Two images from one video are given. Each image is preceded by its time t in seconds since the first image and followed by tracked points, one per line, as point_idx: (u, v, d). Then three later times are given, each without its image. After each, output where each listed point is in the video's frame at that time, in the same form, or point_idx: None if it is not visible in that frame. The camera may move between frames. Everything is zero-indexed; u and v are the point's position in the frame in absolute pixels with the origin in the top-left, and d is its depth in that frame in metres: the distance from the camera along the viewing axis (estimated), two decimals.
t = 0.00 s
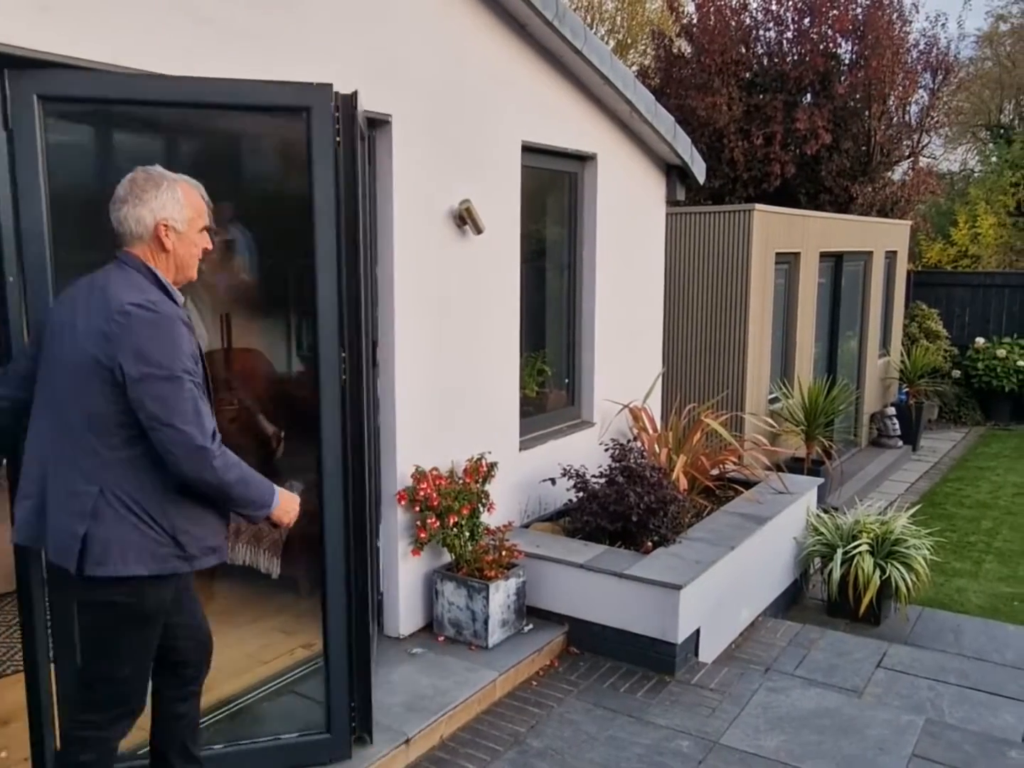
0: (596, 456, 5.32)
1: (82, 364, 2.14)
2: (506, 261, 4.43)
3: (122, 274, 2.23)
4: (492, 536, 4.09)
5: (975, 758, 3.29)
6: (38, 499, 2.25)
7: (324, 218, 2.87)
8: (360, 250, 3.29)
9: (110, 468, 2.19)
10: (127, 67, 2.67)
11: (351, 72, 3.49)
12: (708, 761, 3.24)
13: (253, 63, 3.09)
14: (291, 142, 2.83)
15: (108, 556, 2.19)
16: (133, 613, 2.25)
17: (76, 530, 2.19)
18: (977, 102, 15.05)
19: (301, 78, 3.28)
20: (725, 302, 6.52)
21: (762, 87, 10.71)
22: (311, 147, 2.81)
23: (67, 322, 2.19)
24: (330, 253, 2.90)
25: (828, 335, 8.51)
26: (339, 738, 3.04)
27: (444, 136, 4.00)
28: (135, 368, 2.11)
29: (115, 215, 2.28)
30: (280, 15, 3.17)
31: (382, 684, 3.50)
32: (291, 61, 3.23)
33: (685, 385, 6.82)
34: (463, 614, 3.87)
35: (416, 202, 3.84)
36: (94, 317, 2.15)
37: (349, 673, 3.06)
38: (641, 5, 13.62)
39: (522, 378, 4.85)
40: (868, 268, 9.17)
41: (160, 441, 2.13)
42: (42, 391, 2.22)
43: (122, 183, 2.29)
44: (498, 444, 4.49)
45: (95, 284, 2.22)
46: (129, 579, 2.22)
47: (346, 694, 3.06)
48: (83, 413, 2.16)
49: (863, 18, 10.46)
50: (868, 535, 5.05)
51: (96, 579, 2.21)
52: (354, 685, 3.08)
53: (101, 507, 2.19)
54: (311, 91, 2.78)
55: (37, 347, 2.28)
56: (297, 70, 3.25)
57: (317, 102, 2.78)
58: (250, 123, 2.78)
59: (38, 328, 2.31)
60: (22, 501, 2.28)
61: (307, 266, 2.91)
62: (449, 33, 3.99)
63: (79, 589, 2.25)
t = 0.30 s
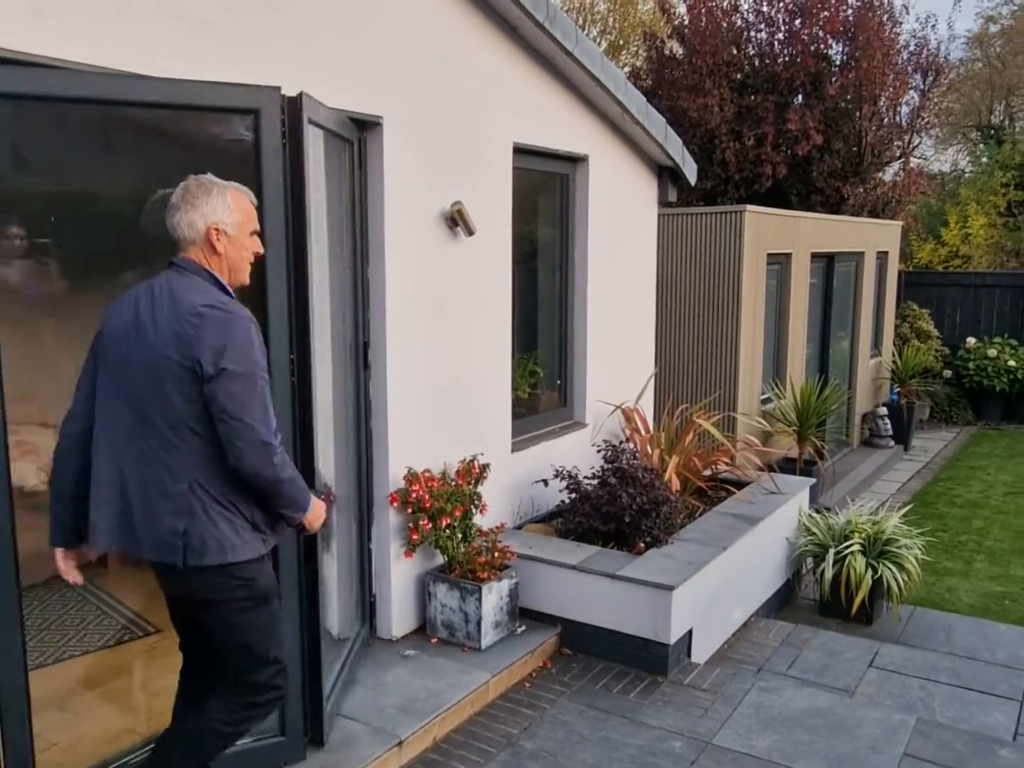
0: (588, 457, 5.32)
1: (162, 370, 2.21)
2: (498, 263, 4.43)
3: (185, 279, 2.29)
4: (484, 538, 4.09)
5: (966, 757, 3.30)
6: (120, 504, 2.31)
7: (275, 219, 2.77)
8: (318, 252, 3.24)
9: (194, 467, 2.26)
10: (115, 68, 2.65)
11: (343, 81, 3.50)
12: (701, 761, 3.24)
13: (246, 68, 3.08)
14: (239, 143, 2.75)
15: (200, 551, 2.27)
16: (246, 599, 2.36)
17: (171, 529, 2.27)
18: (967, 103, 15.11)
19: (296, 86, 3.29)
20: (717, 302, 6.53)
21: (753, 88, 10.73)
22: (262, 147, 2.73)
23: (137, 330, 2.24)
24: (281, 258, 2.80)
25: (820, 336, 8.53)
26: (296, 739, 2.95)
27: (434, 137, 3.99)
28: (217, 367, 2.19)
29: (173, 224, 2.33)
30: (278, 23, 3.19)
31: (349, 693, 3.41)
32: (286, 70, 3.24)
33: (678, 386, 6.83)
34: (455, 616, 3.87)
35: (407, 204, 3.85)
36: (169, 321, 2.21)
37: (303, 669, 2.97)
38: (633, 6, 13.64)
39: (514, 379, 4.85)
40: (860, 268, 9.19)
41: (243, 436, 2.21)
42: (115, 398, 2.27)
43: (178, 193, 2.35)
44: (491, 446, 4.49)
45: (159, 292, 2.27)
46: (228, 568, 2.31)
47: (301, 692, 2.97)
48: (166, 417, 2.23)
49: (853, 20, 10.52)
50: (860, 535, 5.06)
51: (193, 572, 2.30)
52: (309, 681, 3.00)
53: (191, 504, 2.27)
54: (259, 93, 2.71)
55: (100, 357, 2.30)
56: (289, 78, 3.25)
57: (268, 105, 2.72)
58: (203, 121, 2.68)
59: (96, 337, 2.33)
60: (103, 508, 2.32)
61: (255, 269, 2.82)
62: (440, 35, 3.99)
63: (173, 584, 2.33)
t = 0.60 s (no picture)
0: (571, 458, 5.32)
1: (245, 380, 2.26)
2: (479, 264, 4.42)
3: (253, 290, 2.34)
4: (467, 539, 4.09)
5: (945, 753, 3.33)
6: (204, 516, 2.35)
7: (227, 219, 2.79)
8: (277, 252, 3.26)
9: (279, 472, 2.33)
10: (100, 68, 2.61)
11: (327, 84, 3.50)
12: (684, 760, 3.25)
13: (233, 73, 3.08)
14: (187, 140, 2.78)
15: (290, 554, 2.34)
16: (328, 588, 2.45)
17: (261, 535, 2.32)
18: (947, 104, 15.23)
19: (282, 95, 3.30)
20: (700, 302, 6.55)
21: (735, 89, 10.77)
22: (211, 146, 2.76)
23: (212, 343, 2.28)
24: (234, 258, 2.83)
25: (802, 335, 8.57)
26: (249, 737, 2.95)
27: (416, 137, 3.98)
28: (302, 371, 2.26)
29: (240, 236, 2.35)
30: (274, 46, 3.24)
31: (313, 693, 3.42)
32: (277, 87, 3.27)
33: (660, 385, 6.85)
34: (439, 617, 3.86)
35: (389, 204, 3.83)
36: (248, 331, 2.27)
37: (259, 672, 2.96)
38: (616, 7, 13.66)
39: (497, 379, 4.84)
40: (841, 268, 9.25)
41: (328, 436, 2.30)
42: (194, 412, 2.31)
43: (239, 205, 2.37)
44: (473, 447, 4.49)
45: (230, 305, 2.30)
46: (312, 569, 2.39)
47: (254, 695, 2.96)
48: (251, 425, 2.28)
49: (834, 21, 10.59)
50: (841, 533, 5.09)
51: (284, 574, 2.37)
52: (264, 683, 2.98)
53: (279, 508, 2.33)
54: (206, 93, 2.74)
55: (171, 373, 2.32)
56: (273, 82, 3.25)
57: (214, 105, 2.76)
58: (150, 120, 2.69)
59: (160, 355, 2.34)
60: (186, 523, 2.36)
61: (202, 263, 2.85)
62: (422, 35, 3.98)
63: (261, 590, 2.39)
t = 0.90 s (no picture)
0: (547, 458, 5.33)
1: (331, 413, 2.31)
2: (454, 265, 4.41)
3: (324, 321, 2.38)
4: (443, 540, 4.09)
5: (918, 747, 3.36)
6: (286, 554, 2.35)
7: (180, 225, 2.79)
8: (247, 256, 3.24)
9: (360, 501, 2.40)
10: (68, 70, 2.56)
11: (301, 88, 3.48)
12: (660, 758, 3.26)
13: (209, 77, 3.06)
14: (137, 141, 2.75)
15: (374, 581, 2.40)
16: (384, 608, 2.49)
17: (349, 565, 2.37)
18: (919, 105, 15.39)
19: (257, 102, 3.28)
20: (675, 302, 6.58)
21: (709, 90, 10.83)
22: (163, 148, 2.73)
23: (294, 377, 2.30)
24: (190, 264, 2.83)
25: (777, 335, 8.63)
26: (205, 744, 2.91)
27: (390, 138, 3.97)
28: (385, 400, 2.35)
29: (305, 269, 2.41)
30: (251, 48, 3.23)
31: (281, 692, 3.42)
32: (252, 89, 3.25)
33: (636, 385, 6.88)
34: (415, 618, 3.85)
35: (363, 205, 3.82)
36: (332, 364, 2.31)
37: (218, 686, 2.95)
38: (591, 8, 13.70)
39: (473, 379, 4.84)
40: (815, 268, 9.32)
41: (405, 460, 2.40)
42: (276, 449, 2.32)
43: (298, 241, 2.44)
44: (449, 447, 4.48)
45: (305, 339, 2.33)
46: (386, 595, 2.46)
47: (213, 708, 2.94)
48: (337, 456, 2.33)
49: (807, 23, 10.68)
50: (816, 531, 5.14)
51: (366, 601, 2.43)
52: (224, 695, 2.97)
53: (362, 537, 2.39)
54: (156, 95, 2.72)
55: (249, 410, 2.31)
56: (247, 90, 3.23)
57: (164, 104, 2.73)
58: (99, 123, 2.65)
59: (234, 391, 2.33)
60: (269, 562, 2.34)
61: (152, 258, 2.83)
62: (396, 36, 3.98)
63: (342, 620, 2.42)
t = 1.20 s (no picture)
0: (523, 458, 5.33)
1: (331, 404, 2.32)
2: (428, 265, 4.40)
3: (330, 317, 2.39)
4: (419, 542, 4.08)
5: (891, 742, 3.39)
6: (284, 542, 2.37)
7: (137, 236, 2.79)
8: (212, 259, 3.22)
9: (360, 494, 2.40)
10: (37, 68, 2.52)
11: (274, 88, 3.46)
12: (636, 757, 3.27)
13: (180, 78, 3.03)
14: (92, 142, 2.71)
15: (371, 572, 2.42)
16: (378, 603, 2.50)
17: (346, 555, 2.38)
18: (891, 106, 15.53)
19: (228, 104, 3.25)
20: (650, 302, 6.61)
21: (684, 91, 10.89)
22: (120, 147, 2.72)
23: (298, 368, 2.32)
24: (147, 281, 2.84)
25: (752, 334, 8.68)
26: (170, 739, 2.97)
27: (363, 138, 3.96)
28: (387, 396, 2.35)
29: (308, 263, 2.44)
30: (222, 48, 3.21)
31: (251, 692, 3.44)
32: (223, 90, 3.21)
33: (612, 384, 6.90)
34: (391, 620, 3.84)
35: (335, 205, 3.81)
36: (335, 358, 2.32)
37: (181, 678, 3.00)
38: (566, 9, 13.72)
39: (448, 380, 4.83)
40: (789, 268, 9.39)
41: (406, 456, 2.41)
42: (278, 438, 2.34)
43: (309, 237, 2.47)
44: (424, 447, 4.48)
45: (308, 330, 2.35)
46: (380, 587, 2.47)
47: (176, 702, 3.00)
48: (337, 448, 2.34)
49: (780, 24, 10.75)
50: (790, 529, 5.17)
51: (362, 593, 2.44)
52: (187, 686, 3.02)
53: (361, 530, 2.40)
54: (112, 94, 2.70)
55: (255, 399, 2.33)
56: (219, 92, 3.20)
57: (119, 104, 2.72)
58: (57, 124, 2.61)
59: (240, 379, 2.36)
60: (267, 546, 2.37)
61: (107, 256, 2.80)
62: (368, 36, 3.96)
63: (335, 613, 2.43)
